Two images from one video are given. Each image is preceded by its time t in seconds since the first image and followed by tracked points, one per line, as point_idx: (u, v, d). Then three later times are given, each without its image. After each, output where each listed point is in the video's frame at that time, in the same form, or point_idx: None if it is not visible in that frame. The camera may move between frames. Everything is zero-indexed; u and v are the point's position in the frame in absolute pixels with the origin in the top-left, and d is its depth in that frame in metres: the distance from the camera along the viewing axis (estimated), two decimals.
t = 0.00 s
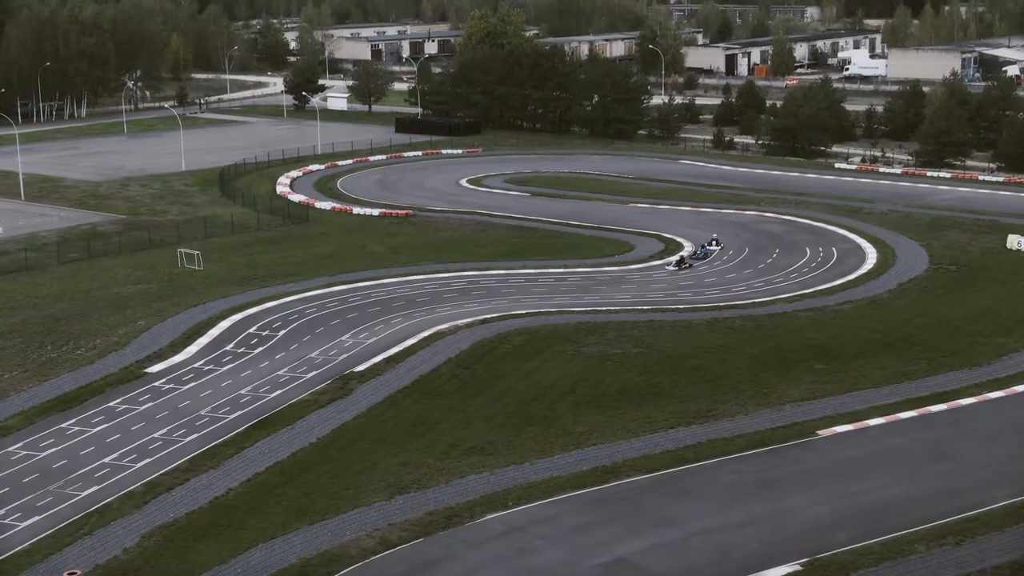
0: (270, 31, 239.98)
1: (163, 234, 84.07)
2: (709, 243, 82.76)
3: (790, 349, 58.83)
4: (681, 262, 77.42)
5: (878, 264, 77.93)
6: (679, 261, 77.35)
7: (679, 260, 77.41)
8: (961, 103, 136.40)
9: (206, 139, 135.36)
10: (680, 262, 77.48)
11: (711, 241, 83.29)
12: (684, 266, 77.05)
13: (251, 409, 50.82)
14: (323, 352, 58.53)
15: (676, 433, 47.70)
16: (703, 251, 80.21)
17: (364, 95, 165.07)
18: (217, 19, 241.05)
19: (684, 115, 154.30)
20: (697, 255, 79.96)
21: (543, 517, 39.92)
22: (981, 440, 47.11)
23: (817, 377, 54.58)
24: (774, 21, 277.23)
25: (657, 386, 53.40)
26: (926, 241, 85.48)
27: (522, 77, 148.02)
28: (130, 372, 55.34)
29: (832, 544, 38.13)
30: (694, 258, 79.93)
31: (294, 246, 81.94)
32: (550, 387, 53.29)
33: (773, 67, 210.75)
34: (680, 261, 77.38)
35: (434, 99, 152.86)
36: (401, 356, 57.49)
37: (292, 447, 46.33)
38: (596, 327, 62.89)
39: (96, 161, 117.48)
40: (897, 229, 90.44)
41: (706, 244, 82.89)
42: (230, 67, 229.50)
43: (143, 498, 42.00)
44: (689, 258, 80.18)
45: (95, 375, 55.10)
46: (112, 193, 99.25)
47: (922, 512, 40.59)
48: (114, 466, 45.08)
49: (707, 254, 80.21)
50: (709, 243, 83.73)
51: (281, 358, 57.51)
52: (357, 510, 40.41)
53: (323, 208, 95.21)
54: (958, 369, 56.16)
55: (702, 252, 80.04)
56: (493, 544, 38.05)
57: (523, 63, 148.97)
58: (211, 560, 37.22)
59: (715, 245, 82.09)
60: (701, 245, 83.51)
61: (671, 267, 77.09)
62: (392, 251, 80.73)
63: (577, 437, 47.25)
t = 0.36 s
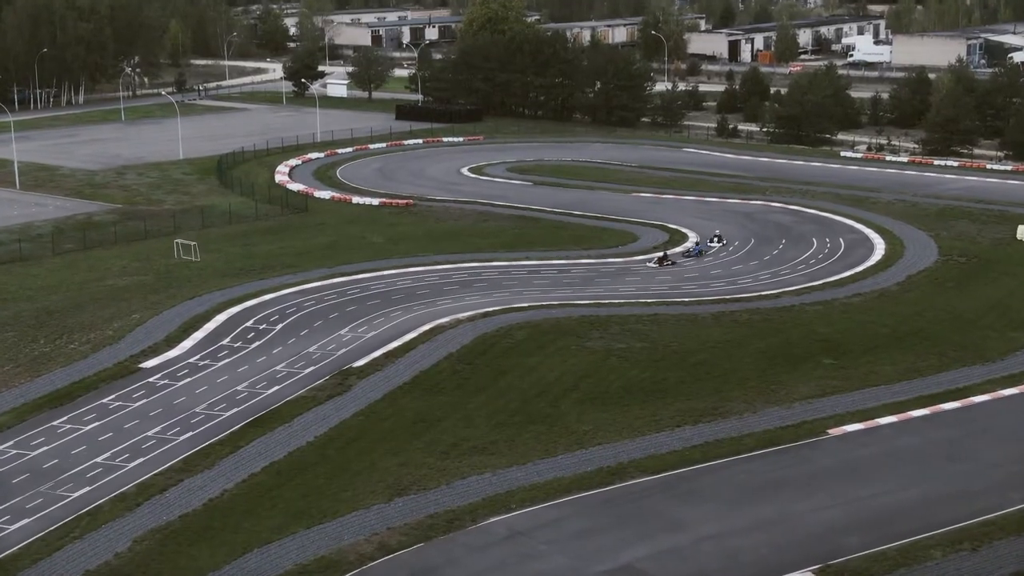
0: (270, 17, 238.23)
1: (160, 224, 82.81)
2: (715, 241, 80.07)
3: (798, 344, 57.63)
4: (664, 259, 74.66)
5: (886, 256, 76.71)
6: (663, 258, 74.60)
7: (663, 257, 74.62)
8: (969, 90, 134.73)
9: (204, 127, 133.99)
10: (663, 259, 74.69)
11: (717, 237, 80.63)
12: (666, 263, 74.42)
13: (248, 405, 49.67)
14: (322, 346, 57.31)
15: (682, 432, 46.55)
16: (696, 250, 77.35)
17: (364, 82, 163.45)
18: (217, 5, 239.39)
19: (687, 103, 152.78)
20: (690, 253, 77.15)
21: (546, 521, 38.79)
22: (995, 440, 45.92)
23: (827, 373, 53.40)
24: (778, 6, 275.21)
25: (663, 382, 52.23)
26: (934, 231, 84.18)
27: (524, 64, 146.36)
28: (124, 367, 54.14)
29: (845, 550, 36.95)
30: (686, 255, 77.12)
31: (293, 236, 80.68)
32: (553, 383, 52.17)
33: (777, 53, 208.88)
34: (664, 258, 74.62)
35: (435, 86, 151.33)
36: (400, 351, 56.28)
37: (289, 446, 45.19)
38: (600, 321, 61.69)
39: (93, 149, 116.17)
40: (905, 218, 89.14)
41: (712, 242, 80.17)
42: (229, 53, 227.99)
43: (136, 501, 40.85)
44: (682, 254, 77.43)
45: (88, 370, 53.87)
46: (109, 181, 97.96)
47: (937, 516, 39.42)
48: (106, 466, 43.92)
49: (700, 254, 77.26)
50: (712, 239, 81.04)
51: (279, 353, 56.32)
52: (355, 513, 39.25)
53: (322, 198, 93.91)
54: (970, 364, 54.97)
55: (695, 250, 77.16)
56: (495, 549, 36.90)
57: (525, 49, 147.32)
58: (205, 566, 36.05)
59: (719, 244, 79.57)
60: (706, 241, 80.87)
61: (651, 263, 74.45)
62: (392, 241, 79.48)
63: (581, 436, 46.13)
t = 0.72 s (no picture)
0: (270, 3, 236.32)
1: (157, 214, 81.53)
2: (715, 238, 77.24)
3: (807, 340, 56.38)
4: (643, 258, 71.65)
5: (895, 248, 75.45)
6: (642, 256, 71.59)
7: (641, 255, 71.62)
8: (976, 78, 132.69)
9: (202, 114, 132.57)
10: (642, 258, 71.67)
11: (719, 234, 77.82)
12: (643, 262, 71.52)
13: (244, 404, 48.46)
14: (320, 342, 56.04)
15: (690, 432, 45.33)
16: (685, 248, 74.15)
17: (364, 69, 161.63)
18: None
19: (691, 90, 151.15)
20: (679, 251, 74.08)
21: (551, 526, 37.60)
22: (1011, 441, 44.71)
23: (837, 371, 52.20)
24: None
25: (668, 379, 50.96)
26: (944, 222, 82.82)
27: (526, 51, 144.77)
28: (118, 363, 52.85)
29: (860, 558, 35.74)
30: (674, 254, 74.06)
31: (292, 227, 79.40)
32: (556, 380, 50.96)
33: (781, 39, 206.86)
34: (643, 256, 71.62)
35: (436, 73, 149.58)
36: (400, 347, 55.03)
37: (286, 447, 43.98)
38: (604, 315, 60.47)
39: (89, 137, 114.83)
40: (914, 209, 87.77)
41: (713, 239, 77.28)
42: (228, 40, 226.26)
43: (127, 505, 39.64)
44: (673, 252, 74.43)
45: (81, 366, 52.55)
46: (105, 170, 96.60)
47: (953, 521, 38.21)
48: (98, 468, 42.73)
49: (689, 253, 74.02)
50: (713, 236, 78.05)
51: (276, 349, 55.06)
52: (354, 518, 38.05)
53: (321, 187, 92.63)
54: (983, 361, 53.74)
55: (684, 249, 73.96)
56: (498, 557, 35.70)
57: (527, 36, 145.40)
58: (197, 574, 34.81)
59: (718, 242, 76.88)
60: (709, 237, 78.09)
61: (628, 261, 71.61)
62: (392, 233, 78.17)
63: (586, 436, 44.93)
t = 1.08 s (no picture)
0: None
1: (154, 205, 80.04)
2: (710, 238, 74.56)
3: (817, 337, 55.35)
4: (619, 257, 68.97)
5: (905, 240, 74.28)
6: (617, 255, 68.93)
7: (616, 254, 68.96)
8: (984, 66, 130.96)
9: (201, 102, 131.01)
10: (617, 257, 69.00)
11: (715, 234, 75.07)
12: (616, 262, 68.88)
13: (241, 403, 47.04)
14: (318, 339, 54.61)
15: (698, 434, 44.14)
16: (668, 247, 71.29)
17: (365, 56, 159.89)
18: None
19: (695, 78, 149.63)
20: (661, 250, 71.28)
21: (556, 534, 36.35)
22: None
23: (849, 370, 51.18)
24: None
25: (676, 378, 49.84)
26: (954, 214, 81.46)
27: (528, 39, 142.72)
28: (112, 361, 51.20)
29: (876, 568, 34.53)
30: (655, 253, 71.36)
31: (291, 218, 78.02)
32: (560, 379, 49.81)
33: (785, 26, 204.66)
34: (619, 256, 68.94)
35: (437, 61, 147.57)
36: (401, 343, 53.74)
37: (283, 448, 42.57)
38: (609, 310, 59.31)
39: (86, 125, 113.28)
40: (923, 200, 86.42)
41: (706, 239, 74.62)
42: (228, 27, 224.32)
43: (119, 510, 37.84)
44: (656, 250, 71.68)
45: (73, 364, 50.82)
46: (102, 160, 95.04)
47: (971, 529, 37.02)
48: (90, 471, 40.82)
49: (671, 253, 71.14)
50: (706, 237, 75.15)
51: (274, 345, 53.64)
52: (352, 525, 36.82)
53: (321, 177, 91.27)
54: (997, 359, 52.54)
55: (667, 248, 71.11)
56: (502, 567, 34.47)
57: (530, 22, 142.73)
58: None
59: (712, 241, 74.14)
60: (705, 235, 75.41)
61: (603, 259, 69.04)
62: (393, 225, 76.80)
63: (592, 438, 43.75)
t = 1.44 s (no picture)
0: None
1: (151, 196, 78.58)
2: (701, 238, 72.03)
3: (829, 334, 54.48)
4: (592, 256, 66.57)
5: (917, 233, 73.04)
6: (590, 254, 66.51)
7: (589, 253, 66.51)
8: (993, 54, 129.15)
9: (200, 90, 129.44)
10: (591, 257, 66.61)
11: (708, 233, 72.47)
12: (591, 261, 66.41)
13: (238, 403, 45.44)
14: (317, 335, 53.19)
15: (708, 437, 43.27)
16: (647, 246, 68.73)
17: (366, 44, 158.21)
18: None
19: (700, 65, 148.23)
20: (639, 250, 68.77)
21: (562, 544, 35.09)
22: None
23: (862, 369, 50.31)
24: None
25: (684, 378, 49.19)
26: (966, 205, 80.01)
27: (531, 26, 141.22)
28: (106, 358, 49.28)
29: None
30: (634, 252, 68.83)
31: (291, 210, 76.65)
32: (565, 379, 48.77)
33: (791, 12, 202.49)
34: (593, 255, 66.54)
35: (438, 48, 145.74)
36: (402, 340, 52.48)
37: (280, 451, 41.13)
38: (614, 306, 58.29)
39: (83, 114, 111.72)
40: (934, 191, 84.97)
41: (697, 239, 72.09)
42: (229, 13, 222.46)
43: (110, 517, 36.38)
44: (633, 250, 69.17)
45: (67, 361, 48.90)
46: (99, 149, 93.52)
47: (992, 538, 35.75)
48: (81, 475, 39.00)
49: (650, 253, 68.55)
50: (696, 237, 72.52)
51: (272, 342, 52.15)
52: (351, 534, 35.52)
53: (321, 168, 89.92)
54: (1014, 358, 51.25)
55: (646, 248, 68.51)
56: None
57: (533, 10, 141.09)
58: None
59: (702, 241, 71.63)
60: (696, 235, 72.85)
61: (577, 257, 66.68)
62: (394, 216, 75.51)
63: (598, 440, 42.68)
